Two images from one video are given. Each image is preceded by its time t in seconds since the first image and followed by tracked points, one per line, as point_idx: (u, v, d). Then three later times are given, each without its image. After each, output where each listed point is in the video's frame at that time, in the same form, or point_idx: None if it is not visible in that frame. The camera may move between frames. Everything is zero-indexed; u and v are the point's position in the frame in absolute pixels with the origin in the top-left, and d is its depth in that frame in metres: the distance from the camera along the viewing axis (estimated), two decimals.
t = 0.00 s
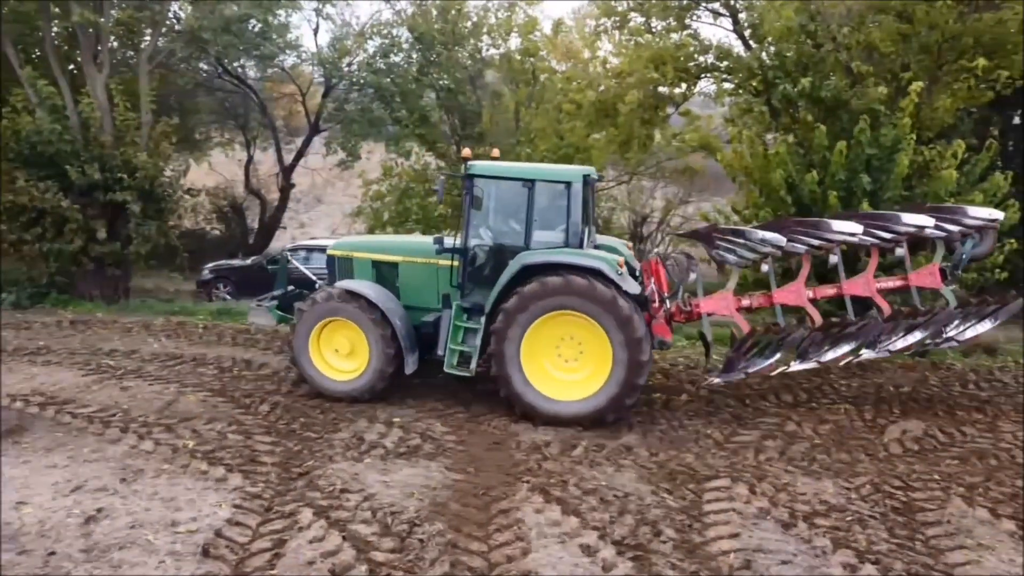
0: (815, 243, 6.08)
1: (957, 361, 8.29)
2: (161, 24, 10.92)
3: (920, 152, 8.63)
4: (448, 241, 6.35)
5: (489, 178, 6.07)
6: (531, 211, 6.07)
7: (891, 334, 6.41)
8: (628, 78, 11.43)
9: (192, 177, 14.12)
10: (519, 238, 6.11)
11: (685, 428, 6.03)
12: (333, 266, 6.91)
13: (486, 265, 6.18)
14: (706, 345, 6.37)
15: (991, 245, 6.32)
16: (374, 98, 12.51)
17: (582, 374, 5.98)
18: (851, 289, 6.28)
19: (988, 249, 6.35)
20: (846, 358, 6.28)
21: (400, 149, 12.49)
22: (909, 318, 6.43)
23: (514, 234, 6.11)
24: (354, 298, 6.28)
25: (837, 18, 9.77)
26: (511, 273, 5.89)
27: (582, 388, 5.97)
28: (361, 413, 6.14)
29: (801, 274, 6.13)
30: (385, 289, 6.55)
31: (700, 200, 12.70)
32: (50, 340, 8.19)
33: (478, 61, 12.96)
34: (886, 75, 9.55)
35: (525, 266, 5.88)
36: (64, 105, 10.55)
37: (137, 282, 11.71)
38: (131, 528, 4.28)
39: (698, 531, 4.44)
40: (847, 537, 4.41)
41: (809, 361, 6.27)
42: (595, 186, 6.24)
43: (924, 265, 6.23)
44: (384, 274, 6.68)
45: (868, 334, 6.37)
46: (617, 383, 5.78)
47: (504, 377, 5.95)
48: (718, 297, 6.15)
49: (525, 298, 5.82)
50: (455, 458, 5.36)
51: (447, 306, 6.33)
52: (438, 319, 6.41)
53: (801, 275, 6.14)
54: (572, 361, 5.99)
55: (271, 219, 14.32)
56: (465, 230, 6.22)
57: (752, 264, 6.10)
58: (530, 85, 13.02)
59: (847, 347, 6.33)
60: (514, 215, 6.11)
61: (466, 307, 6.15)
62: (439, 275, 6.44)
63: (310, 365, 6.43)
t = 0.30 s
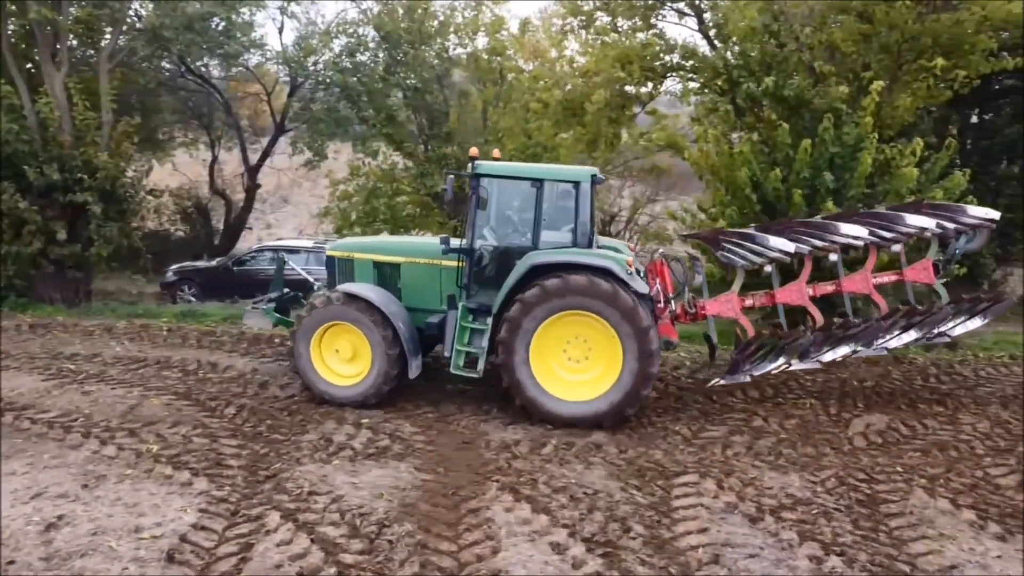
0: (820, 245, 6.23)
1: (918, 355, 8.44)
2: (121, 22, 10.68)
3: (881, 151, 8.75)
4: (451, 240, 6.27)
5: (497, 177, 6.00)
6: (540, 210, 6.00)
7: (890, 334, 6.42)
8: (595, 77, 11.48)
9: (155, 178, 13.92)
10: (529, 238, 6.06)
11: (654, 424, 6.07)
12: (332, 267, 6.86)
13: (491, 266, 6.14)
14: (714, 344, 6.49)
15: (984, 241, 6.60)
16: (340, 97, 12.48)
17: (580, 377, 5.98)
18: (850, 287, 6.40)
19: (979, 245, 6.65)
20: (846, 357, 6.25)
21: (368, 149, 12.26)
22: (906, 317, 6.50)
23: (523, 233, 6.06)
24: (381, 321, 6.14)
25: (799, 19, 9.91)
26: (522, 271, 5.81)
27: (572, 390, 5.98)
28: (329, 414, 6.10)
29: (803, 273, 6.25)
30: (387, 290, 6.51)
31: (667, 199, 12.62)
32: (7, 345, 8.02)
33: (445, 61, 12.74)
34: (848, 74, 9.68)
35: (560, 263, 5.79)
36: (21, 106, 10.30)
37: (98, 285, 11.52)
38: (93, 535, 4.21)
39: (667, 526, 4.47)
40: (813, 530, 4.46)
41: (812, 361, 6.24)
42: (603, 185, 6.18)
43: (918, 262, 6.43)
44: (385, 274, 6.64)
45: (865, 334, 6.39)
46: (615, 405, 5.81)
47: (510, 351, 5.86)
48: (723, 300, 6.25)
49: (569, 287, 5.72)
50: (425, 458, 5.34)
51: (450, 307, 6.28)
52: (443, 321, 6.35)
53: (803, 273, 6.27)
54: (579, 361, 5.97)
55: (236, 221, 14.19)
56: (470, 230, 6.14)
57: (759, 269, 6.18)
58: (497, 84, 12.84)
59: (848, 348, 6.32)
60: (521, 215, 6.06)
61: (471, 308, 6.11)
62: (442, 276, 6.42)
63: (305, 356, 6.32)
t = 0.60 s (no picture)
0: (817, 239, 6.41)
1: (877, 349, 8.60)
2: (77, 19, 10.47)
3: (839, 149, 8.89)
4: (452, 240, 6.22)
5: (499, 177, 5.97)
6: (544, 209, 5.99)
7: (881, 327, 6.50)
8: (558, 75, 11.58)
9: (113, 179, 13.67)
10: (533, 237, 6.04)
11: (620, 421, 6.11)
12: (330, 271, 6.81)
13: (492, 267, 6.08)
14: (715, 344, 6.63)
15: (969, 230, 6.64)
16: (302, 96, 12.36)
17: (575, 376, 5.99)
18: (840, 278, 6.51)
19: (965, 233, 6.69)
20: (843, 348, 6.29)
21: (331, 148, 12.43)
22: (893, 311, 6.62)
23: (526, 232, 6.03)
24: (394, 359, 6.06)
25: (758, 20, 10.07)
26: (555, 261, 5.79)
27: (561, 383, 5.98)
28: (294, 416, 6.04)
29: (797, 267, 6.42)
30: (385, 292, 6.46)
31: (631, 198, 12.64)
32: None
33: (408, 60, 12.81)
34: (807, 73, 9.76)
35: (568, 263, 5.81)
36: None
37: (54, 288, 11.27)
38: (52, 543, 4.13)
39: (633, 521, 4.50)
40: (776, 522, 4.52)
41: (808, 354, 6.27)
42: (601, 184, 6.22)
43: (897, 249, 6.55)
44: (383, 277, 6.58)
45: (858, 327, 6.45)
46: (598, 416, 5.84)
47: (528, 325, 5.78)
48: (723, 297, 6.30)
49: (610, 294, 5.71)
50: (391, 458, 5.31)
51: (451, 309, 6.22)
52: (444, 323, 6.30)
53: (797, 266, 6.43)
54: (582, 359, 5.97)
55: (197, 221, 13.99)
56: (472, 230, 6.07)
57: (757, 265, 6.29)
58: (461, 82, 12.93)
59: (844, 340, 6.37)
60: (524, 215, 6.03)
61: (473, 309, 6.04)
62: (442, 278, 6.37)
63: (306, 342, 6.20)
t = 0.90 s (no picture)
0: (810, 235, 6.57)
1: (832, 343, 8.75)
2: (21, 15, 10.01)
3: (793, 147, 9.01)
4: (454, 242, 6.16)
5: (501, 178, 5.92)
6: (546, 210, 5.95)
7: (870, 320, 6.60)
8: (517, 72, 11.49)
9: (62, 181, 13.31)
10: (533, 238, 5.99)
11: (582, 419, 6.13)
12: (324, 276, 6.66)
13: (491, 268, 6.01)
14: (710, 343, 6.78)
15: (948, 225, 6.81)
16: (258, 95, 11.82)
17: (569, 372, 5.98)
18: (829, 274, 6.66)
19: (945, 228, 6.85)
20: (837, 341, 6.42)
21: (289, 148, 12.18)
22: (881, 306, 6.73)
23: (527, 234, 5.98)
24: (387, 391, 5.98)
25: (714, 19, 10.13)
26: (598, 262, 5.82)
27: (553, 374, 5.95)
28: (252, 419, 5.96)
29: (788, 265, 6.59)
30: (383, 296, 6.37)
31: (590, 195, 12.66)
32: None
33: (366, 58, 12.81)
34: (761, 71, 9.91)
35: (574, 263, 5.82)
36: None
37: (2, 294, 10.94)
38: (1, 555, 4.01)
39: (596, 518, 4.51)
40: (736, 515, 4.57)
41: (803, 349, 6.38)
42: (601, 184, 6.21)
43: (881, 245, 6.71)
44: (381, 281, 6.50)
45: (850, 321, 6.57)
46: (577, 416, 5.85)
47: (563, 305, 5.74)
48: (719, 294, 6.51)
49: (645, 320, 5.76)
50: (352, 460, 5.27)
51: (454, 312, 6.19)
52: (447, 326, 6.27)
53: (788, 264, 6.62)
54: (586, 359, 5.98)
55: (151, 223, 13.68)
56: (473, 231, 5.99)
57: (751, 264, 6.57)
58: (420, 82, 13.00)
59: (837, 335, 6.48)
60: (526, 216, 5.98)
61: (475, 312, 6.01)
62: (441, 280, 6.32)
63: (313, 336, 6.05)
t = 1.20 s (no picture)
0: (803, 235, 6.65)
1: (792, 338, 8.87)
2: None
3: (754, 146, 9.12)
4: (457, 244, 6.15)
5: (503, 179, 5.90)
6: (549, 211, 5.94)
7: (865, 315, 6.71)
8: (479, 72, 11.48)
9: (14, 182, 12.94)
10: (536, 238, 5.98)
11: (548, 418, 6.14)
12: (320, 279, 6.56)
13: (495, 268, 6.00)
14: (709, 342, 6.92)
15: (935, 226, 6.95)
16: (218, 95, 11.61)
17: (570, 362, 6.00)
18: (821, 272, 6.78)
19: (931, 228, 6.98)
20: (831, 337, 6.55)
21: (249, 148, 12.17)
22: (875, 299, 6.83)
23: (529, 234, 5.98)
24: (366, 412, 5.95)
25: (675, 18, 10.22)
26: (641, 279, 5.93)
27: (554, 359, 5.94)
28: (214, 423, 5.87)
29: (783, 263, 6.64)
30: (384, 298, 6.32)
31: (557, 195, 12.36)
32: None
33: (327, 57, 12.68)
34: (721, 71, 10.02)
35: (578, 263, 5.85)
36: None
37: None
38: None
39: (562, 516, 4.52)
40: (701, 510, 4.61)
41: (799, 345, 6.50)
42: (602, 185, 6.21)
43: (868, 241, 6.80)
44: (378, 284, 6.44)
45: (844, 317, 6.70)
46: (560, 406, 5.84)
47: (601, 300, 5.77)
48: (718, 292, 6.56)
49: (659, 351, 5.86)
50: (316, 463, 5.21)
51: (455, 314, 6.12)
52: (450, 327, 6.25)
53: (783, 261, 6.65)
54: (592, 357, 6.02)
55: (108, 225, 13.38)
56: (478, 231, 5.97)
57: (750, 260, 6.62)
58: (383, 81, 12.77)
59: (831, 331, 6.62)
60: (532, 216, 5.97)
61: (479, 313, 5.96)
62: (441, 282, 6.31)
63: (335, 331, 5.94)
